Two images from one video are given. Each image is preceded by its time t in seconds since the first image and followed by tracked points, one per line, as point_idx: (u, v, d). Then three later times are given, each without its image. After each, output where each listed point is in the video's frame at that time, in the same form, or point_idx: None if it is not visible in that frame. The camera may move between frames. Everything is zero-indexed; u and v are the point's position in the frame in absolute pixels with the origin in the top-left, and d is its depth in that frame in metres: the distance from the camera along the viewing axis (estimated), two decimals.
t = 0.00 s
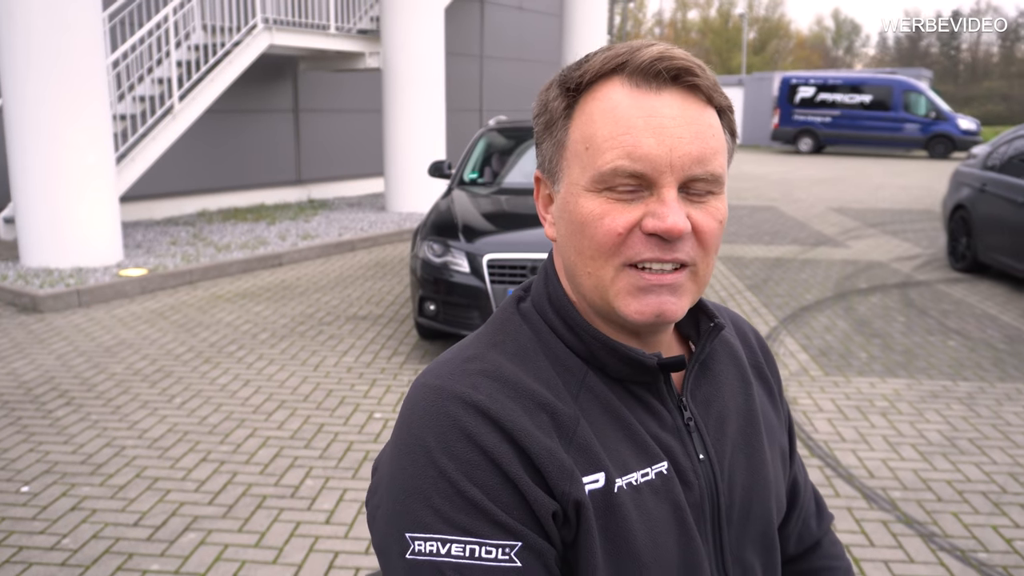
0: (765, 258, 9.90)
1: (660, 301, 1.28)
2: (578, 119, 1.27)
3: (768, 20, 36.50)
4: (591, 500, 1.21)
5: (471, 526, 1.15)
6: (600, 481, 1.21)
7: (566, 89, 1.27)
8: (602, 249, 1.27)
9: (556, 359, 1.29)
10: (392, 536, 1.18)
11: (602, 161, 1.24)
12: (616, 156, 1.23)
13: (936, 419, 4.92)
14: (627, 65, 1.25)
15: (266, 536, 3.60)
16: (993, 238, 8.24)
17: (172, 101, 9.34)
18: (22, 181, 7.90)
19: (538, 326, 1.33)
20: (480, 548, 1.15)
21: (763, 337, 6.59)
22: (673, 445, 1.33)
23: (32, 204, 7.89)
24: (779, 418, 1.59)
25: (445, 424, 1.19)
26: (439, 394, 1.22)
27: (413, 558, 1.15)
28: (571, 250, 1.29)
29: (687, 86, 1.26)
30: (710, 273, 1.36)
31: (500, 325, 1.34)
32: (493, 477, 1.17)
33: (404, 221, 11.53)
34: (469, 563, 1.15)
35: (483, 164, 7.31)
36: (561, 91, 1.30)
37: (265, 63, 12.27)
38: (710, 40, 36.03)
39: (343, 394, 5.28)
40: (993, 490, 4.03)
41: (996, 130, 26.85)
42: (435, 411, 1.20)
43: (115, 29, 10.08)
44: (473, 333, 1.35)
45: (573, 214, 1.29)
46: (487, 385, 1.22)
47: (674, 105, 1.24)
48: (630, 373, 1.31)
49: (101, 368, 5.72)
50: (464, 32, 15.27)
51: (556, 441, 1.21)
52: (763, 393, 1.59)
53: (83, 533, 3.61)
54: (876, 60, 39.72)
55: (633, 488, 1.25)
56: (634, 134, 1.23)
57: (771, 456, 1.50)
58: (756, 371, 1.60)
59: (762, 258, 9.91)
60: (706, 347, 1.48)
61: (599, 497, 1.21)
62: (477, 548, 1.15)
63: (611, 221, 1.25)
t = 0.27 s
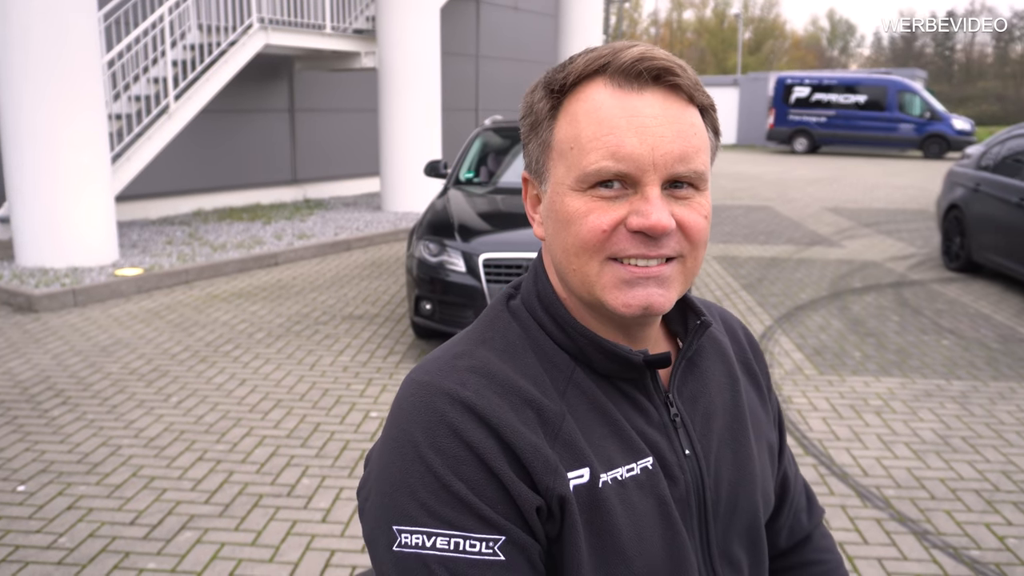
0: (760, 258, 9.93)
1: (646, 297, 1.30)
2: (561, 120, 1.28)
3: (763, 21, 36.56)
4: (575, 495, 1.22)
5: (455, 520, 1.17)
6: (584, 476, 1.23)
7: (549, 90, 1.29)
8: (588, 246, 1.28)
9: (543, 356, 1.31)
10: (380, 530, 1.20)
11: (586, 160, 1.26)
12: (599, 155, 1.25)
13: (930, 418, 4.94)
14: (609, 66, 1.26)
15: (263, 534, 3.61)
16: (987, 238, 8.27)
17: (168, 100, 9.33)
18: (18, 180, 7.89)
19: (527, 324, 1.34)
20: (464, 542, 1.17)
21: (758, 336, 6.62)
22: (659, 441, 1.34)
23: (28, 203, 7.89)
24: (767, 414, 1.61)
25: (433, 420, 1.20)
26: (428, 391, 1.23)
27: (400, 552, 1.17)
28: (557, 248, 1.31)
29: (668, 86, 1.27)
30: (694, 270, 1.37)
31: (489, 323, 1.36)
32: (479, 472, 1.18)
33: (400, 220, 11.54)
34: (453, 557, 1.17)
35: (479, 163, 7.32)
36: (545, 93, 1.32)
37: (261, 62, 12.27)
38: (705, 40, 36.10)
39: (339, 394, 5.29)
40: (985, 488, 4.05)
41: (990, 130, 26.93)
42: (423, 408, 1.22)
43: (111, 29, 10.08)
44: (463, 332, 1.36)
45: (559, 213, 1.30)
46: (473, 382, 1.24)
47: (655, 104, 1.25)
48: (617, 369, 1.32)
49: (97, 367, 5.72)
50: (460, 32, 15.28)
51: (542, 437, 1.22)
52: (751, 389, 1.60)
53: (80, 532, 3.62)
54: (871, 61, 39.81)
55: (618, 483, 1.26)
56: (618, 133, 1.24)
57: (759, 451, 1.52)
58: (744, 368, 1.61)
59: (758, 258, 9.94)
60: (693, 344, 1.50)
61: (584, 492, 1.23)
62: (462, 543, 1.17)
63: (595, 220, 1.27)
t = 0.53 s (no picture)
0: (755, 258, 9.95)
1: (632, 299, 1.31)
2: (548, 124, 1.29)
3: (758, 21, 36.62)
4: (562, 496, 1.23)
5: (443, 523, 1.17)
6: (570, 478, 1.23)
7: (536, 95, 1.30)
8: (574, 250, 1.29)
9: (530, 359, 1.32)
10: (369, 532, 1.20)
11: (572, 164, 1.26)
12: (585, 160, 1.25)
13: (924, 418, 4.96)
14: (595, 71, 1.27)
15: (258, 535, 3.61)
16: (980, 238, 8.29)
17: (163, 100, 9.32)
18: (12, 181, 7.87)
19: (513, 327, 1.35)
20: (452, 543, 1.17)
21: (753, 336, 6.63)
22: (644, 443, 1.35)
23: (22, 204, 7.87)
24: (752, 415, 1.62)
25: (420, 424, 1.21)
26: (414, 394, 1.24)
27: (389, 555, 1.18)
28: (543, 251, 1.32)
29: (654, 91, 1.28)
30: (679, 272, 1.38)
31: (476, 326, 1.36)
32: (466, 475, 1.19)
33: (396, 220, 11.53)
34: (442, 559, 1.18)
35: (474, 164, 7.32)
36: (531, 96, 1.32)
37: (256, 62, 12.25)
38: (700, 40, 36.15)
39: (334, 395, 5.29)
40: (978, 488, 4.07)
41: (985, 131, 27.00)
42: (409, 411, 1.22)
43: (106, 28, 10.06)
44: (449, 335, 1.37)
45: (545, 217, 1.31)
46: (460, 385, 1.25)
47: (641, 108, 1.26)
48: (603, 371, 1.33)
49: (92, 368, 5.72)
50: (455, 32, 15.28)
51: (528, 439, 1.23)
52: (736, 390, 1.61)
53: (75, 533, 3.62)
54: (866, 61, 39.89)
55: (603, 484, 1.27)
56: (604, 138, 1.25)
57: (744, 453, 1.53)
58: (728, 369, 1.62)
59: (753, 258, 9.96)
60: (678, 346, 1.51)
61: (570, 493, 1.24)
62: (450, 545, 1.17)
63: (582, 223, 1.28)
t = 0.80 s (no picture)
0: (752, 258, 9.96)
1: (621, 296, 1.31)
2: (537, 124, 1.29)
3: (754, 21, 36.66)
4: (552, 493, 1.23)
5: (436, 521, 1.17)
6: (560, 475, 1.23)
7: (525, 94, 1.30)
8: (563, 247, 1.29)
9: (520, 358, 1.32)
10: (361, 530, 1.20)
11: (560, 163, 1.26)
12: (574, 158, 1.25)
13: (920, 417, 4.97)
14: (582, 69, 1.27)
15: (255, 535, 3.61)
16: (976, 238, 8.31)
17: (159, 100, 9.31)
18: (8, 181, 7.85)
19: (504, 325, 1.35)
20: (441, 541, 1.17)
21: (750, 336, 6.64)
22: (635, 440, 1.35)
23: (18, 204, 7.85)
24: (744, 413, 1.62)
25: (411, 422, 1.21)
26: (405, 394, 1.24)
27: (384, 555, 1.18)
28: (533, 249, 1.32)
29: (641, 89, 1.28)
30: (668, 269, 1.38)
31: (466, 325, 1.36)
32: (454, 472, 1.19)
33: (392, 220, 11.53)
34: (430, 557, 1.17)
35: (471, 164, 7.32)
36: (520, 95, 1.32)
37: (252, 62, 12.24)
38: (697, 41, 36.18)
39: (330, 395, 5.28)
40: (974, 487, 4.08)
41: (980, 131, 27.06)
42: (404, 410, 1.22)
43: (102, 29, 10.05)
44: (442, 333, 1.37)
45: (533, 214, 1.31)
46: (450, 383, 1.25)
47: (628, 106, 1.26)
48: (594, 368, 1.33)
49: (88, 368, 5.71)
50: (452, 32, 15.27)
51: (518, 437, 1.23)
52: (728, 388, 1.61)
53: (70, 533, 3.61)
54: (863, 61, 39.94)
55: (594, 481, 1.27)
56: (591, 136, 1.25)
57: (736, 450, 1.53)
58: (720, 367, 1.62)
59: (749, 258, 9.97)
60: (669, 344, 1.51)
61: (560, 490, 1.24)
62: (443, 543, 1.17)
63: (571, 221, 1.28)
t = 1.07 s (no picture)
0: (750, 258, 9.96)
1: (637, 304, 1.32)
2: (554, 129, 1.27)
3: (752, 21, 36.66)
4: (542, 489, 1.23)
5: (386, 504, 1.20)
6: (552, 471, 1.23)
7: (542, 99, 1.28)
8: (581, 256, 1.29)
9: (527, 350, 1.31)
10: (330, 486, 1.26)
11: (580, 172, 1.25)
12: (594, 168, 1.25)
13: (918, 417, 4.97)
14: (603, 77, 1.25)
15: (253, 537, 3.60)
16: (974, 238, 8.31)
17: (157, 101, 9.29)
18: (5, 182, 7.83)
19: (515, 314, 1.34)
20: (380, 520, 1.19)
21: (748, 336, 6.64)
22: (640, 436, 1.34)
23: (15, 205, 7.83)
24: (749, 414, 1.61)
25: (395, 406, 1.23)
26: (404, 377, 1.25)
27: (335, 518, 1.22)
28: (549, 254, 1.32)
29: (661, 98, 1.26)
30: (681, 276, 1.38)
31: (478, 312, 1.36)
32: (425, 460, 1.20)
33: (391, 220, 11.52)
34: (365, 530, 1.20)
35: (468, 164, 7.32)
36: (538, 99, 1.30)
37: (249, 62, 12.22)
38: (695, 40, 36.18)
39: (328, 395, 5.27)
40: (973, 487, 4.08)
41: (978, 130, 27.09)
42: (398, 388, 1.24)
43: (98, 29, 10.02)
44: (453, 318, 1.37)
45: (549, 221, 1.31)
46: (449, 368, 1.26)
47: (649, 116, 1.25)
48: (602, 364, 1.33)
49: (85, 369, 5.70)
50: (450, 31, 15.26)
51: (508, 431, 1.24)
52: (734, 388, 1.60)
53: (68, 535, 3.60)
54: (860, 61, 39.97)
55: (591, 478, 1.27)
56: (612, 147, 1.24)
57: (740, 451, 1.52)
58: (727, 367, 1.61)
59: (747, 258, 9.97)
60: (677, 342, 1.49)
61: (552, 486, 1.24)
62: (386, 523, 1.19)
63: (590, 231, 1.27)
